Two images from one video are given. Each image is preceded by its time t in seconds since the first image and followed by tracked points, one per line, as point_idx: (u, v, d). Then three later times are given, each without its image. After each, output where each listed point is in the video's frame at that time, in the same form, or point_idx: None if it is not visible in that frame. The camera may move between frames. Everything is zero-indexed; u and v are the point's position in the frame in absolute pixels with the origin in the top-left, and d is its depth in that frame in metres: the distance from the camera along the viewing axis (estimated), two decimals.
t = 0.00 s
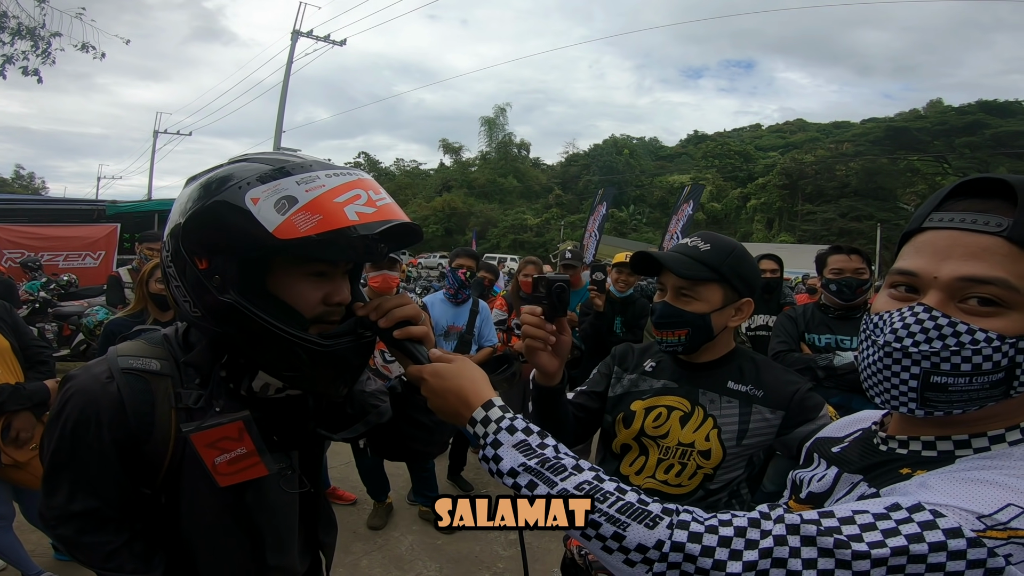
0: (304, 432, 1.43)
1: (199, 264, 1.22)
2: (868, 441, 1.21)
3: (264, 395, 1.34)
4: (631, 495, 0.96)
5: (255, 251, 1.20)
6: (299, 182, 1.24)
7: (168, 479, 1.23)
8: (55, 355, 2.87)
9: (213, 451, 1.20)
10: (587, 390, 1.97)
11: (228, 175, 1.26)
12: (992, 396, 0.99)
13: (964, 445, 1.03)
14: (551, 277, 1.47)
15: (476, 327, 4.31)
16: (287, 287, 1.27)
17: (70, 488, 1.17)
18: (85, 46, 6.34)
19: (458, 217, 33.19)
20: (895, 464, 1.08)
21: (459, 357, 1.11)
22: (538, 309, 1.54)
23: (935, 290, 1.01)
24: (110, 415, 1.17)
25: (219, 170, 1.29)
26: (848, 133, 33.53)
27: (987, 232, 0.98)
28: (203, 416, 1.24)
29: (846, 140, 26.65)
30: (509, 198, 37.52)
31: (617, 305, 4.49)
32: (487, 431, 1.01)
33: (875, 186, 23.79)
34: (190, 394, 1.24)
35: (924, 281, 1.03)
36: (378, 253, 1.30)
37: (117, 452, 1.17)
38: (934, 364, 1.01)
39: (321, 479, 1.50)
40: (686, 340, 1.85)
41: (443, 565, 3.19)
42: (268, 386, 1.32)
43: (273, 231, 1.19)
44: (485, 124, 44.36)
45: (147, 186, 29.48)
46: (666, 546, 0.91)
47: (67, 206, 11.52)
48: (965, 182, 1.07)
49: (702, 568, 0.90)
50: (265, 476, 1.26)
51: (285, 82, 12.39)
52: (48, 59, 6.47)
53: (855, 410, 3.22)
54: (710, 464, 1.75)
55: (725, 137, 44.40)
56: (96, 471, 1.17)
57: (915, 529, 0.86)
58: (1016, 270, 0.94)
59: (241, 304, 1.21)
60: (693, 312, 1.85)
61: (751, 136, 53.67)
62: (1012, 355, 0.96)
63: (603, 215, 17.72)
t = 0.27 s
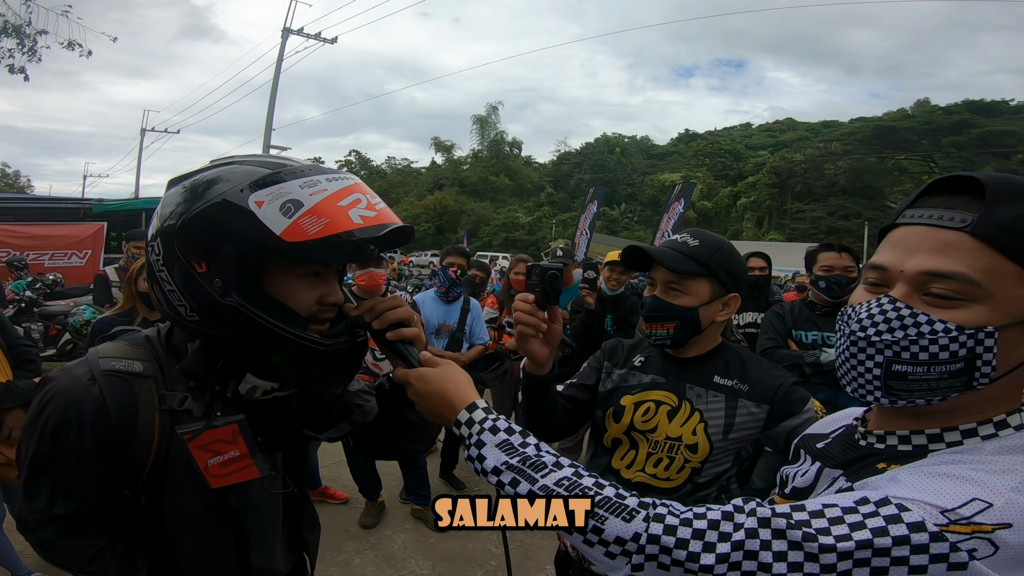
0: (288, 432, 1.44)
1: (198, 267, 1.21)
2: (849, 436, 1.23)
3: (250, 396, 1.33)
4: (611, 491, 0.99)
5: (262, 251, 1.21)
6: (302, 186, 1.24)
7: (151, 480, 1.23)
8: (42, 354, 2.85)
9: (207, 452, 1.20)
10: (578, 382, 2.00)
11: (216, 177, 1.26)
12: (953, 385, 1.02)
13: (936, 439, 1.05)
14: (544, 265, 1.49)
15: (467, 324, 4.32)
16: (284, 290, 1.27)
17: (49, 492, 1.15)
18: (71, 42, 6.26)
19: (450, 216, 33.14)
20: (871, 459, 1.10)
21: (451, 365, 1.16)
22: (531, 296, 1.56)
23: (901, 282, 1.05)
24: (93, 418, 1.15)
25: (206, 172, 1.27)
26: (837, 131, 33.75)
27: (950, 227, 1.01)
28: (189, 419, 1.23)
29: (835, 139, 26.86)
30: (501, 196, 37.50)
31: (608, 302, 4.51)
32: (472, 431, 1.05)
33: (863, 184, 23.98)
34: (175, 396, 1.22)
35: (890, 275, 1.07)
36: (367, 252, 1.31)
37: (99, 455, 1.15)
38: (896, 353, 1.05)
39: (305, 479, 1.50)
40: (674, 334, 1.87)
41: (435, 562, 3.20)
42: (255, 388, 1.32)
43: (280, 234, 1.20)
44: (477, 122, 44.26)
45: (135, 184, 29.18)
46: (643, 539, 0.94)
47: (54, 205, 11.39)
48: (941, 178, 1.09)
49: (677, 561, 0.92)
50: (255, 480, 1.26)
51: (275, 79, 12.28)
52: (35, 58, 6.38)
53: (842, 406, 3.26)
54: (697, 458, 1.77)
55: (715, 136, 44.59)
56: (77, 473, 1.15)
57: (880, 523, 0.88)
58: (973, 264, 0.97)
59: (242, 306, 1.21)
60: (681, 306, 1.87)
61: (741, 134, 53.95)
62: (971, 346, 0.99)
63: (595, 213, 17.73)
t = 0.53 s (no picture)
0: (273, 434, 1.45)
1: (202, 264, 1.21)
2: (832, 430, 1.26)
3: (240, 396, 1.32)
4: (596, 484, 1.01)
5: (265, 250, 1.21)
6: (309, 187, 1.26)
7: (135, 479, 1.21)
8: (31, 354, 2.83)
9: (216, 448, 1.20)
10: (573, 378, 2.04)
11: (212, 179, 1.26)
12: (900, 369, 1.10)
13: (911, 431, 1.10)
14: (532, 266, 1.51)
15: (459, 322, 4.33)
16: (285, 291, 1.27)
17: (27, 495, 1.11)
18: (58, 39, 6.16)
19: (442, 214, 33.04)
20: (850, 451, 1.14)
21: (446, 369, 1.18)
22: (520, 296, 1.58)
23: (857, 273, 1.16)
24: (77, 416, 1.13)
25: (201, 174, 1.27)
26: (828, 130, 33.94)
27: (896, 220, 1.11)
28: (179, 417, 1.21)
29: (825, 138, 27.04)
30: (494, 194, 37.43)
31: (600, 300, 4.53)
32: (460, 428, 1.07)
33: (853, 182, 24.14)
34: (163, 394, 1.21)
35: (846, 268, 1.18)
36: (366, 254, 1.35)
37: (83, 453, 1.13)
38: (851, 336, 1.17)
39: (291, 479, 1.49)
40: (668, 330, 1.89)
41: (429, 560, 3.21)
42: (245, 388, 1.31)
43: (289, 233, 1.20)
44: (469, 120, 44.13)
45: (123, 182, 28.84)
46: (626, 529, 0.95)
47: (41, 202, 11.24)
48: (901, 180, 1.19)
49: (660, 552, 0.94)
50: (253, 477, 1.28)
51: (267, 76, 12.18)
52: (21, 54, 6.29)
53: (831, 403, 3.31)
54: (689, 453, 1.79)
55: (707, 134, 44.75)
56: (58, 473, 1.12)
57: (854, 513, 0.90)
58: (916, 254, 1.07)
59: (247, 304, 1.21)
60: (675, 303, 1.89)
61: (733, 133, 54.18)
62: (913, 330, 1.07)
63: (587, 211, 17.74)
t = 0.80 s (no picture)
0: (264, 433, 1.44)
1: (197, 258, 1.21)
2: (817, 422, 1.30)
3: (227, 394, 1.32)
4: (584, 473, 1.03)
5: (258, 246, 1.21)
6: (304, 185, 1.27)
7: (119, 476, 1.19)
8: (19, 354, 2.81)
9: (196, 447, 1.21)
10: (570, 376, 2.07)
11: (205, 178, 1.26)
12: (876, 364, 1.13)
13: (895, 425, 1.13)
14: (524, 271, 1.53)
15: (451, 320, 4.34)
16: (276, 286, 1.27)
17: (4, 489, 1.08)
18: (45, 36, 6.07)
19: (435, 212, 32.96)
20: (834, 444, 1.18)
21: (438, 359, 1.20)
22: (512, 300, 1.57)
23: (836, 271, 1.19)
24: (62, 410, 1.11)
25: (195, 173, 1.27)
26: (819, 130, 34.16)
27: (870, 220, 1.14)
28: (164, 412, 1.22)
29: (815, 137, 27.20)
30: (486, 193, 37.38)
31: (592, 298, 4.55)
32: (453, 418, 1.09)
33: (843, 182, 24.33)
34: (149, 389, 1.21)
35: (828, 266, 1.22)
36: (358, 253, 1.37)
37: (67, 446, 1.11)
38: (830, 332, 1.21)
39: (280, 480, 1.49)
40: (664, 330, 1.91)
41: (423, 559, 3.22)
42: (234, 385, 1.29)
43: (283, 228, 1.21)
44: (462, 119, 44.06)
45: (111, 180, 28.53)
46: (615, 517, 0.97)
47: (27, 200, 11.11)
48: (880, 180, 1.22)
49: (646, 540, 0.96)
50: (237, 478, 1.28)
51: (258, 75, 12.11)
52: (9, 53, 6.25)
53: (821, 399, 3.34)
54: (682, 454, 1.80)
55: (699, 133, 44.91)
56: (39, 469, 1.09)
57: (834, 502, 0.92)
58: (889, 252, 1.10)
59: (242, 298, 1.22)
60: (671, 304, 1.91)
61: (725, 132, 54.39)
62: (886, 325, 1.11)
63: (579, 210, 17.76)
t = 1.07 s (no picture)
0: (257, 433, 1.44)
1: (191, 255, 1.21)
2: (809, 418, 1.32)
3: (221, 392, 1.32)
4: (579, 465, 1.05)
5: (249, 243, 1.21)
6: (297, 186, 1.27)
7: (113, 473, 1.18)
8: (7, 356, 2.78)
9: (189, 445, 1.21)
10: (568, 378, 2.08)
11: (201, 180, 1.26)
12: (867, 363, 1.15)
13: (884, 420, 1.14)
14: (519, 273, 1.53)
15: (444, 320, 4.34)
16: (269, 286, 1.28)
17: None
18: (33, 34, 6.01)
19: (428, 212, 32.90)
20: (824, 439, 1.20)
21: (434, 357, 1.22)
22: (508, 303, 1.62)
23: (829, 271, 1.21)
24: (57, 405, 1.10)
25: (192, 175, 1.27)
26: (810, 130, 34.38)
27: (862, 222, 1.16)
28: (159, 408, 1.22)
29: (807, 137, 27.37)
30: (480, 192, 37.35)
31: (586, 298, 4.56)
32: (449, 413, 1.10)
33: (834, 182, 24.51)
34: (144, 386, 1.21)
35: (822, 266, 1.24)
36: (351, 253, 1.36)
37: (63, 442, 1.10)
38: (822, 330, 1.23)
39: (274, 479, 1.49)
40: (661, 331, 1.93)
41: (417, 559, 3.21)
42: (227, 381, 1.32)
43: (275, 228, 1.21)
44: (455, 118, 43.99)
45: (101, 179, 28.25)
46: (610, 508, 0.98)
47: (16, 200, 10.99)
48: (873, 182, 1.24)
49: (642, 530, 0.96)
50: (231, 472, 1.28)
51: (250, 74, 12.03)
52: None
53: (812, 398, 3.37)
54: (677, 454, 1.82)
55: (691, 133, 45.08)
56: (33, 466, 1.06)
57: (823, 493, 0.93)
58: (879, 253, 1.12)
59: (232, 296, 1.21)
60: (666, 305, 1.92)
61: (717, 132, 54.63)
62: (877, 325, 1.13)
63: (572, 210, 17.79)
